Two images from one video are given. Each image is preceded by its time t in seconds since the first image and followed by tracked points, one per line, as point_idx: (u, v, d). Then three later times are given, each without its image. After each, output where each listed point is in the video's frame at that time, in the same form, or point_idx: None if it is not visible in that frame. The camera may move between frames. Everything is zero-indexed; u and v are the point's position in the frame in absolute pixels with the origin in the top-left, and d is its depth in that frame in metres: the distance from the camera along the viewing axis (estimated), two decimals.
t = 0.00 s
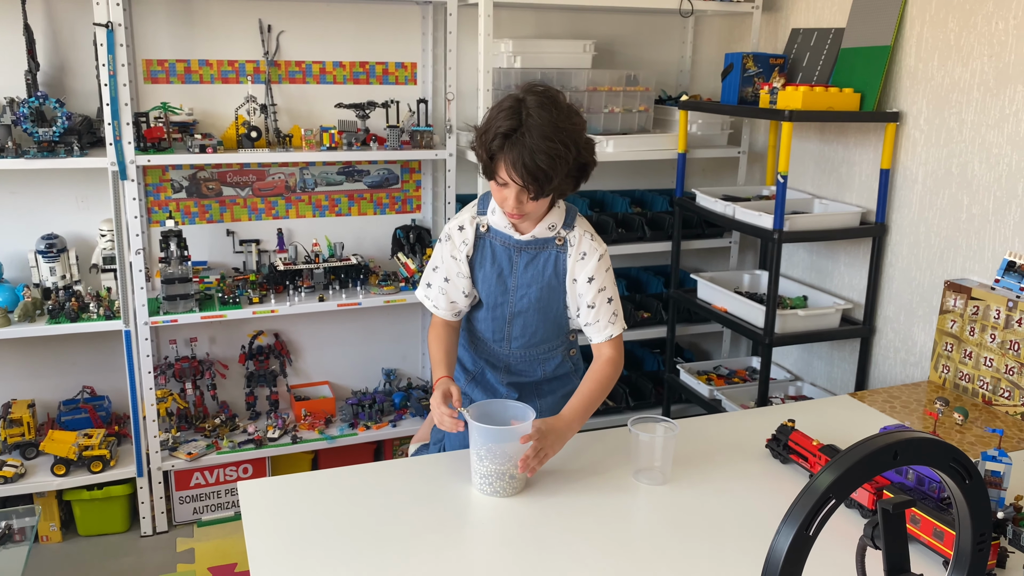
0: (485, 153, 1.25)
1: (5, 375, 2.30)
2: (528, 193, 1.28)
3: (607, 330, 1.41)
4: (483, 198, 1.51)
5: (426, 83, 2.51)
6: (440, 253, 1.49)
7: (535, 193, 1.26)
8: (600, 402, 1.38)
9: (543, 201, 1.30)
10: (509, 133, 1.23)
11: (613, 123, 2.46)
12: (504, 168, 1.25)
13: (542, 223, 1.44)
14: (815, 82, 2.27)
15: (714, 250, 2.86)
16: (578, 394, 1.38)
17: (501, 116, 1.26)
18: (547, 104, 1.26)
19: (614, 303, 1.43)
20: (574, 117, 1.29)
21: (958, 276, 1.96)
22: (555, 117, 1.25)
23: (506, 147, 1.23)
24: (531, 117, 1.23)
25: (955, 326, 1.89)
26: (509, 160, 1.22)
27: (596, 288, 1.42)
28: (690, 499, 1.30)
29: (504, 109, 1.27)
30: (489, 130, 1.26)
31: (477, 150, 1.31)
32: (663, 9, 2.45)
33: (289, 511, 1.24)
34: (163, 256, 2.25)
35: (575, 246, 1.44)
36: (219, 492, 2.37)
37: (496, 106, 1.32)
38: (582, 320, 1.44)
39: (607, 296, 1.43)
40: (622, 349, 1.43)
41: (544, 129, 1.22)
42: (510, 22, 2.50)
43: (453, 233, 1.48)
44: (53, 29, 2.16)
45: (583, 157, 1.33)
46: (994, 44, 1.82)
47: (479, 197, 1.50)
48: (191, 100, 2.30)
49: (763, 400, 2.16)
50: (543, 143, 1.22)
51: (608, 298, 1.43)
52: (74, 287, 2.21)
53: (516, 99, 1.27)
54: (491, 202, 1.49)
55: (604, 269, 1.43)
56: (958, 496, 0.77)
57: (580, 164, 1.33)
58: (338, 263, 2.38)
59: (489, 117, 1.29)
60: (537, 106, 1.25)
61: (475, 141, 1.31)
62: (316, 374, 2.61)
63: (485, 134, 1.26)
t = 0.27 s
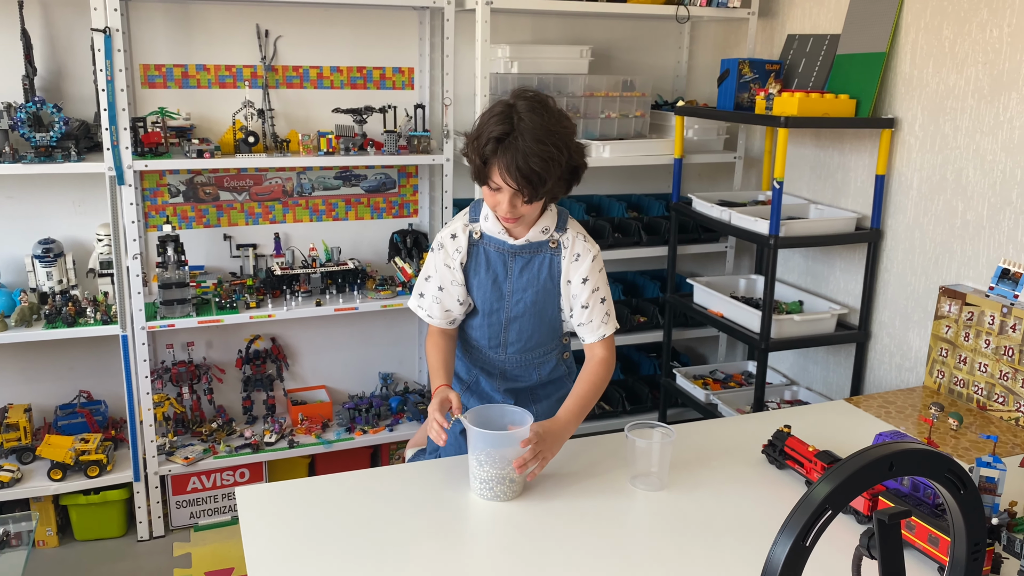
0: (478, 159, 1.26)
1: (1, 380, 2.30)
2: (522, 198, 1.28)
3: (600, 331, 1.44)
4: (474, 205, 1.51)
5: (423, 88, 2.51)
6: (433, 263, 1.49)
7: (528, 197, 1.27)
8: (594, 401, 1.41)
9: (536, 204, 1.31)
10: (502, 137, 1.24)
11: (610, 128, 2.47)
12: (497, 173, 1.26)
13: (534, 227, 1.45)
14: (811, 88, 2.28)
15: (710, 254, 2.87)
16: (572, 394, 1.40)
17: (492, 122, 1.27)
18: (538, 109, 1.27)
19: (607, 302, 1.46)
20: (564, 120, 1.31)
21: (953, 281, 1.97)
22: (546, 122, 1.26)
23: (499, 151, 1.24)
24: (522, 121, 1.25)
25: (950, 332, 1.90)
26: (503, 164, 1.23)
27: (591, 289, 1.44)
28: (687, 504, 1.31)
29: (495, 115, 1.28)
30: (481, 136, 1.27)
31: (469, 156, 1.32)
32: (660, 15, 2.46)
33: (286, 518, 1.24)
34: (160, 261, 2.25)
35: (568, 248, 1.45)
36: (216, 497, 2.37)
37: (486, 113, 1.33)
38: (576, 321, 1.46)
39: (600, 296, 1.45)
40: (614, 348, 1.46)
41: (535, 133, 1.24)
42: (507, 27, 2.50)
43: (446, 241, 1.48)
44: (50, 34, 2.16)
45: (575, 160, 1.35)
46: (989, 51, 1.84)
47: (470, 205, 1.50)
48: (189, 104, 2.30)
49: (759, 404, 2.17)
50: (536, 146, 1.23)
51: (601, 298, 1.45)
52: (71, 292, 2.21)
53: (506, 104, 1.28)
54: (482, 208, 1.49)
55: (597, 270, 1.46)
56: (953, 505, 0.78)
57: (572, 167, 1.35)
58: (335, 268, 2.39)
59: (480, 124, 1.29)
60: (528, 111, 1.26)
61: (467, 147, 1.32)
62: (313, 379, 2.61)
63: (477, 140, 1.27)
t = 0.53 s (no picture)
0: (473, 164, 1.25)
1: None
2: (517, 201, 1.28)
3: (593, 331, 1.44)
4: (465, 210, 1.51)
5: (420, 91, 2.52)
6: (426, 268, 1.48)
7: (525, 201, 1.27)
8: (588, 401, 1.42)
9: (532, 208, 1.31)
10: (496, 142, 1.25)
11: (606, 131, 2.47)
12: (493, 178, 1.26)
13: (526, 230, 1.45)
14: (807, 93, 2.28)
15: (706, 258, 2.88)
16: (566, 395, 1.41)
17: (485, 127, 1.27)
18: (531, 113, 1.27)
19: (600, 304, 1.46)
20: (556, 123, 1.31)
21: (948, 285, 1.98)
22: (539, 125, 1.27)
23: (494, 156, 1.24)
24: (516, 125, 1.25)
25: (946, 336, 1.91)
26: (498, 169, 1.23)
27: (583, 291, 1.45)
28: (684, 509, 1.31)
29: (487, 120, 1.28)
30: (475, 141, 1.27)
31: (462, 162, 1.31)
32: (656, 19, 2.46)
33: (284, 522, 1.24)
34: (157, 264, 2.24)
35: (561, 251, 1.46)
36: (212, 500, 2.37)
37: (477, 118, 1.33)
38: (569, 323, 1.46)
39: (593, 298, 1.46)
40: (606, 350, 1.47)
41: (530, 137, 1.24)
42: (504, 30, 2.50)
43: (438, 247, 1.48)
44: (47, 37, 2.15)
45: (568, 163, 1.35)
46: (984, 56, 1.84)
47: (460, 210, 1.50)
48: (185, 107, 2.30)
49: (755, 407, 2.18)
50: (531, 150, 1.23)
51: (593, 300, 1.46)
52: (67, 295, 2.20)
53: (499, 109, 1.29)
54: (473, 213, 1.49)
55: (590, 272, 1.46)
56: (951, 513, 0.78)
57: (565, 171, 1.35)
58: (332, 271, 2.39)
59: (473, 129, 1.29)
60: (521, 115, 1.27)
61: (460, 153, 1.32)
62: (309, 382, 2.61)
63: (471, 146, 1.27)
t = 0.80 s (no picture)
0: (468, 162, 1.25)
1: None
2: (512, 199, 1.29)
3: (587, 329, 1.45)
4: (458, 209, 1.51)
5: (417, 93, 2.52)
6: (420, 267, 1.49)
7: (520, 198, 1.27)
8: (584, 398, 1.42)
9: (527, 205, 1.31)
10: (491, 139, 1.25)
11: (603, 134, 2.48)
12: (488, 175, 1.26)
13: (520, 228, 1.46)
14: (803, 95, 2.29)
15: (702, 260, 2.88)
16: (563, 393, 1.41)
17: (479, 125, 1.27)
18: (524, 110, 1.28)
19: (593, 302, 1.47)
20: (548, 121, 1.32)
21: (944, 287, 1.99)
22: (532, 122, 1.27)
23: (489, 153, 1.24)
24: (510, 122, 1.25)
25: (942, 338, 1.92)
26: (494, 166, 1.23)
27: (577, 288, 1.45)
28: (681, 512, 1.31)
29: (481, 117, 1.28)
30: (469, 139, 1.27)
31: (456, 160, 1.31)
32: (653, 22, 2.47)
33: (280, 526, 1.24)
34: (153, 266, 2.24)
35: (554, 249, 1.47)
36: (209, 503, 2.36)
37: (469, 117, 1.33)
38: (563, 321, 1.47)
39: (587, 296, 1.46)
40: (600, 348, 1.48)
41: (524, 133, 1.25)
42: (501, 33, 2.51)
43: (431, 246, 1.48)
44: (43, 39, 2.15)
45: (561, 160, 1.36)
46: (979, 60, 1.85)
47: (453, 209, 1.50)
48: (182, 110, 2.30)
49: (751, 410, 2.18)
50: (526, 147, 1.24)
51: (587, 298, 1.46)
52: (63, 298, 2.20)
53: (492, 107, 1.29)
54: (466, 212, 1.49)
55: (584, 270, 1.47)
56: (950, 518, 0.79)
57: (558, 167, 1.36)
58: (329, 273, 2.39)
59: (466, 127, 1.29)
60: (515, 112, 1.27)
61: (453, 152, 1.32)
62: (306, 384, 2.61)
63: (465, 143, 1.27)
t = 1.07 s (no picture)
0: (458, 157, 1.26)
1: None
2: (503, 195, 1.28)
3: (590, 323, 1.46)
4: (455, 209, 1.52)
5: (414, 94, 2.52)
6: (418, 267, 1.49)
7: (511, 193, 1.27)
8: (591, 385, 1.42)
9: (519, 201, 1.31)
10: (481, 134, 1.25)
11: (600, 134, 2.48)
12: (478, 170, 1.26)
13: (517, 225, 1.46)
14: (800, 96, 2.30)
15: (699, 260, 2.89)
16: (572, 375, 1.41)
17: (470, 120, 1.28)
18: (515, 106, 1.28)
19: (597, 295, 1.48)
20: (540, 116, 1.32)
21: (940, 287, 1.99)
22: (523, 117, 1.27)
23: (478, 148, 1.24)
24: (501, 117, 1.26)
25: (938, 338, 1.92)
26: (483, 160, 1.24)
27: (579, 282, 1.46)
28: (679, 512, 1.31)
29: (472, 113, 1.29)
30: (460, 135, 1.28)
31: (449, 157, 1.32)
32: (650, 22, 2.47)
33: (278, 527, 1.24)
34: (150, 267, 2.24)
35: (554, 245, 1.47)
36: (206, 503, 2.36)
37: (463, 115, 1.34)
38: (568, 317, 1.47)
39: (590, 290, 1.47)
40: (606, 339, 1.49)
41: (514, 128, 1.25)
42: (498, 33, 2.51)
43: (429, 245, 1.48)
44: (40, 39, 2.15)
45: (554, 156, 1.35)
46: (975, 61, 1.86)
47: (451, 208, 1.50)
48: (179, 110, 2.30)
49: (749, 410, 2.18)
50: (515, 141, 1.24)
51: (591, 292, 1.48)
52: (59, 298, 2.20)
53: (484, 103, 1.30)
54: (464, 211, 1.50)
55: (584, 264, 1.48)
56: (948, 519, 0.79)
57: (551, 163, 1.35)
58: (326, 274, 2.38)
59: (458, 124, 1.30)
60: (506, 108, 1.28)
61: (446, 149, 1.33)
62: (303, 384, 2.61)
63: (456, 139, 1.28)
